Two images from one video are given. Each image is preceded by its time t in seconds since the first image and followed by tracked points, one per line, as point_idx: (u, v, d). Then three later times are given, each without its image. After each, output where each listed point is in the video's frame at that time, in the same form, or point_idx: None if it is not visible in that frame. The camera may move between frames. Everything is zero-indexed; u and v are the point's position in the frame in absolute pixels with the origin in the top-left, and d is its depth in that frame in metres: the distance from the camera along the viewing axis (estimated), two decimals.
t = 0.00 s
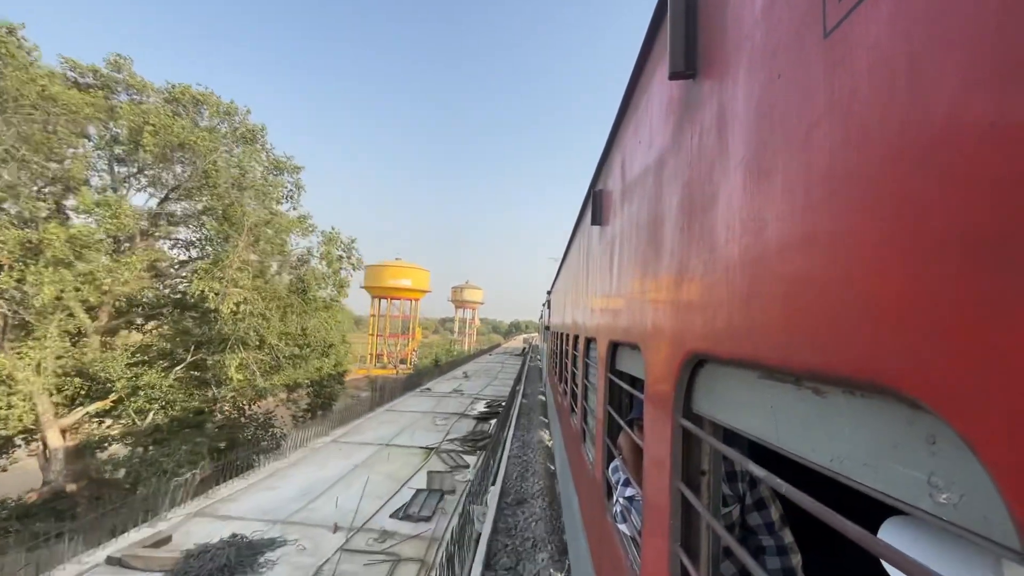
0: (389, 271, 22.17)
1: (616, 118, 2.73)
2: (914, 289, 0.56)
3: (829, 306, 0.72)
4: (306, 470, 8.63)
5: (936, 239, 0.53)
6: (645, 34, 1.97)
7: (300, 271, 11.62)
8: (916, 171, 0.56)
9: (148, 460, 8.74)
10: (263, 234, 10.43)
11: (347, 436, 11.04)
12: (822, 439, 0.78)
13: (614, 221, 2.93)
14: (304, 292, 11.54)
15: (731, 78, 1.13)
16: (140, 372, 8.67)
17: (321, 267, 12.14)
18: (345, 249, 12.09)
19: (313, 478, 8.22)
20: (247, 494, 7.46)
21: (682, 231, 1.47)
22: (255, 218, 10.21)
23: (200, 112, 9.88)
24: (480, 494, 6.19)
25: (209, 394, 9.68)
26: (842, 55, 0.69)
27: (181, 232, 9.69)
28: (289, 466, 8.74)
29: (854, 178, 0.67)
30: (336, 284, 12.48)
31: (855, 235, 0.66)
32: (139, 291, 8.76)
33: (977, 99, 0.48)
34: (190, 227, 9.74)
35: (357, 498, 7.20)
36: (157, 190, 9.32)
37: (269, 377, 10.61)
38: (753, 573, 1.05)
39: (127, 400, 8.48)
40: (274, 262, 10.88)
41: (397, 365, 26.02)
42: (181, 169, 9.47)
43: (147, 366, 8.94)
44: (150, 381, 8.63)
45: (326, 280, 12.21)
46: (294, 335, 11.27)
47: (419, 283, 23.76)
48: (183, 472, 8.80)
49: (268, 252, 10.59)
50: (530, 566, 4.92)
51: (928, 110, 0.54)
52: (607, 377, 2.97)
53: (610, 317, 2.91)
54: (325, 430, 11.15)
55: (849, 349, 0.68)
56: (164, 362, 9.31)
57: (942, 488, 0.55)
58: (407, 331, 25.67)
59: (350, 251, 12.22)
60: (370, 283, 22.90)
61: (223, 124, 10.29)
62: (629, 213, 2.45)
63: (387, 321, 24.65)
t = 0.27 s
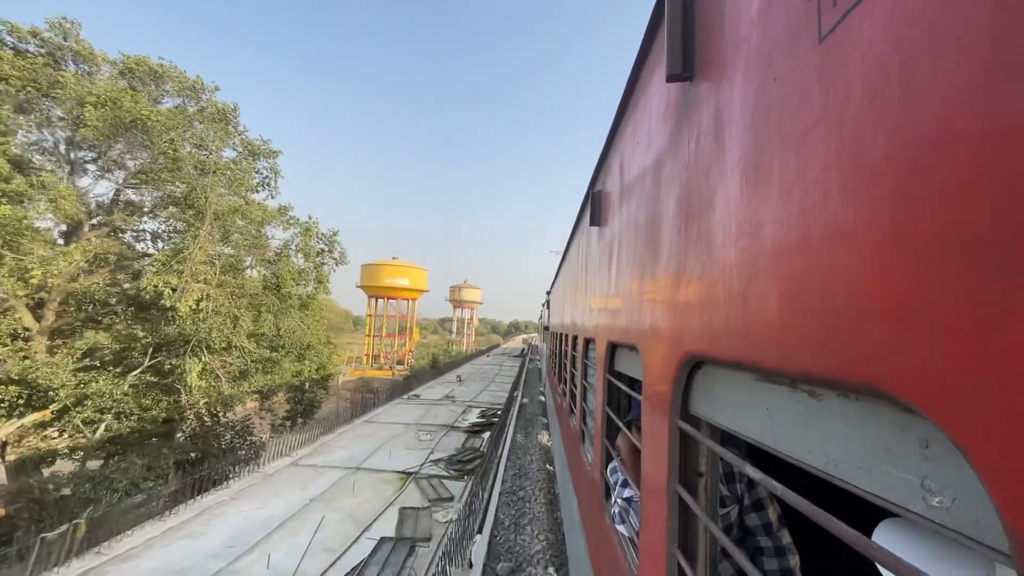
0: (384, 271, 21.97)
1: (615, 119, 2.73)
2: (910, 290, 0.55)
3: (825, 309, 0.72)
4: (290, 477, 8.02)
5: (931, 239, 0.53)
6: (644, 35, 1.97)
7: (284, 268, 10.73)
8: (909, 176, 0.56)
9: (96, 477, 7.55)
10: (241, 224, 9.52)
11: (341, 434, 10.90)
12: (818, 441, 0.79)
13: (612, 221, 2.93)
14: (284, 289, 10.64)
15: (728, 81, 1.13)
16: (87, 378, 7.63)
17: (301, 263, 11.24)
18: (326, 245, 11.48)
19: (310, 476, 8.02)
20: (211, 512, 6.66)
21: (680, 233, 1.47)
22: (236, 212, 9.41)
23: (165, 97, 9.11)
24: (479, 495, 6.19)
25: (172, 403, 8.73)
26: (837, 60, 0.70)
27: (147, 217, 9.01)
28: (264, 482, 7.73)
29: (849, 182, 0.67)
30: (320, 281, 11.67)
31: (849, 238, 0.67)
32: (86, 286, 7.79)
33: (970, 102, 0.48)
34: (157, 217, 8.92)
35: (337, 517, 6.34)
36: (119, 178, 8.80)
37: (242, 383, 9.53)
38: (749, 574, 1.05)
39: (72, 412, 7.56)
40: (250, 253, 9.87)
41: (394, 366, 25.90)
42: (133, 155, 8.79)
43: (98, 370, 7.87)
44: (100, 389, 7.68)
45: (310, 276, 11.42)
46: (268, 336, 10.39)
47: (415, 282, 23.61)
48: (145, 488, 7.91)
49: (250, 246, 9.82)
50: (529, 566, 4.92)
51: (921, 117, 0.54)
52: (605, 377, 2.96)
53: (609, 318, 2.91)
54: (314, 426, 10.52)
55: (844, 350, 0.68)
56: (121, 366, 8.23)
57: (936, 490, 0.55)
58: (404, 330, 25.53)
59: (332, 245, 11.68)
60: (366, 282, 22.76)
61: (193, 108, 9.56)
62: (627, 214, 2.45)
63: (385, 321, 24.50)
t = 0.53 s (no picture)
0: (383, 270, 21.93)
1: (614, 120, 2.73)
2: (895, 290, 0.56)
3: (814, 308, 0.72)
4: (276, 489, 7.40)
5: (912, 241, 0.54)
6: (641, 36, 1.97)
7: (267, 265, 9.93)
8: (895, 177, 0.56)
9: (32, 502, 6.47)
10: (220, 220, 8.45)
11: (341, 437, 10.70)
12: (808, 439, 0.79)
13: (611, 222, 2.93)
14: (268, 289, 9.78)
15: (722, 81, 1.14)
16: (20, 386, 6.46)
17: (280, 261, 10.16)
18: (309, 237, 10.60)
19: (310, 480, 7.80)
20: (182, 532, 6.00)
21: (676, 233, 1.48)
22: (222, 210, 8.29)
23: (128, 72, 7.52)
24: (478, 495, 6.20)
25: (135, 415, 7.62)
26: (826, 61, 0.70)
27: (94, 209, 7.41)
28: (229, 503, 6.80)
29: (837, 183, 0.68)
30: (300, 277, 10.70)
31: (836, 239, 0.67)
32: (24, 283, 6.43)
33: (949, 107, 0.49)
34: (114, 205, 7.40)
35: (324, 532, 5.83)
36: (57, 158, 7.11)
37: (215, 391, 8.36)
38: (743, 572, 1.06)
39: (5, 423, 6.37)
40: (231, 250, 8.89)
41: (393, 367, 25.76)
42: (64, 121, 6.86)
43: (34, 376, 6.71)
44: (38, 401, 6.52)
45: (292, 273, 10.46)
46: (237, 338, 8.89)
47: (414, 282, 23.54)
48: (92, 508, 7.36)
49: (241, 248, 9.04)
50: (528, 565, 4.93)
51: (906, 119, 0.55)
52: (604, 377, 2.97)
53: (607, 318, 2.91)
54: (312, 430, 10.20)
55: (833, 350, 0.68)
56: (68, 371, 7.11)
57: (920, 487, 0.56)
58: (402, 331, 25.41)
59: (311, 237, 10.71)
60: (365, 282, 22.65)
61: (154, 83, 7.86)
62: (624, 215, 2.46)
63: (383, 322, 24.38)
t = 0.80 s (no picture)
0: (383, 269, 21.90)
1: (613, 120, 2.72)
2: (883, 292, 0.56)
3: (806, 310, 0.71)
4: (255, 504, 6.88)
5: (899, 245, 0.53)
6: (638, 36, 1.97)
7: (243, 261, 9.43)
8: (883, 178, 0.56)
9: None
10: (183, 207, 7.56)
11: (332, 441, 10.44)
12: (801, 442, 0.79)
13: (609, 223, 2.93)
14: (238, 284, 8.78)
15: (717, 81, 1.13)
16: None
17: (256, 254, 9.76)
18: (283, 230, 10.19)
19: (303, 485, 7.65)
20: (146, 551, 5.54)
21: (671, 234, 1.47)
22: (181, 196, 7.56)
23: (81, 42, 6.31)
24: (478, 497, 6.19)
25: (89, 430, 6.59)
26: (816, 62, 0.70)
27: (48, 197, 5.84)
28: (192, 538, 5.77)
29: (827, 184, 0.67)
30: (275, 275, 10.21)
31: (826, 242, 0.67)
32: None
33: (936, 111, 0.49)
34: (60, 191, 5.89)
35: (302, 547, 5.49)
36: None
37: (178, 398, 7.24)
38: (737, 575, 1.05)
39: None
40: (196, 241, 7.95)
41: (392, 368, 25.63)
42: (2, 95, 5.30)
43: None
44: None
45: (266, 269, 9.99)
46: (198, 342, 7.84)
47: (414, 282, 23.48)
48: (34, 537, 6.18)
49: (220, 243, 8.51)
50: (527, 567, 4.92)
51: (895, 120, 0.54)
52: (602, 378, 2.96)
53: (606, 319, 2.91)
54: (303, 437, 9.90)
55: (824, 353, 0.68)
56: None
57: (910, 492, 0.55)
58: (402, 332, 25.32)
59: (286, 228, 10.32)
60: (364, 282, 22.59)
61: (111, 54, 6.61)
62: (623, 216, 2.45)
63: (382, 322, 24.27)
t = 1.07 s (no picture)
0: (383, 270, 21.92)
1: (617, 122, 2.72)
2: (893, 291, 0.56)
3: (817, 309, 0.72)
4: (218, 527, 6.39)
5: (907, 245, 0.54)
6: (645, 39, 1.98)
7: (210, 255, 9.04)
8: (893, 179, 0.57)
9: None
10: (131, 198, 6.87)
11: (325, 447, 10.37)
12: (810, 439, 0.79)
13: (614, 224, 2.94)
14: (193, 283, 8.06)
15: (725, 84, 1.14)
16: None
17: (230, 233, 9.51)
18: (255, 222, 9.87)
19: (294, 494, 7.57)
20: None
21: (678, 235, 1.48)
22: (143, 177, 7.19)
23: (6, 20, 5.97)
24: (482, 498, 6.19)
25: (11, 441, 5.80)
26: (826, 63, 0.71)
27: None
28: None
29: (837, 185, 0.68)
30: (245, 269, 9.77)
31: (836, 242, 0.68)
32: None
33: (947, 112, 0.50)
34: None
35: None
36: None
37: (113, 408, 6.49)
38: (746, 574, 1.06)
39: None
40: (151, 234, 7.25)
41: (392, 370, 25.62)
42: None
43: None
44: None
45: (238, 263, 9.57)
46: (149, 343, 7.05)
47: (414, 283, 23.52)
48: None
49: (185, 239, 8.03)
50: (531, 568, 4.93)
51: (905, 122, 0.55)
52: (607, 379, 2.97)
53: (610, 320, 2.91)
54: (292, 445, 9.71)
55: (833, 352, 0.69)
56: None
57: (921, 488, 0.56)
58: (402, 334, 25.31)
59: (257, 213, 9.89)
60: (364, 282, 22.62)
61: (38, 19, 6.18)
62: (628, 217, 2.46)
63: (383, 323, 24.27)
